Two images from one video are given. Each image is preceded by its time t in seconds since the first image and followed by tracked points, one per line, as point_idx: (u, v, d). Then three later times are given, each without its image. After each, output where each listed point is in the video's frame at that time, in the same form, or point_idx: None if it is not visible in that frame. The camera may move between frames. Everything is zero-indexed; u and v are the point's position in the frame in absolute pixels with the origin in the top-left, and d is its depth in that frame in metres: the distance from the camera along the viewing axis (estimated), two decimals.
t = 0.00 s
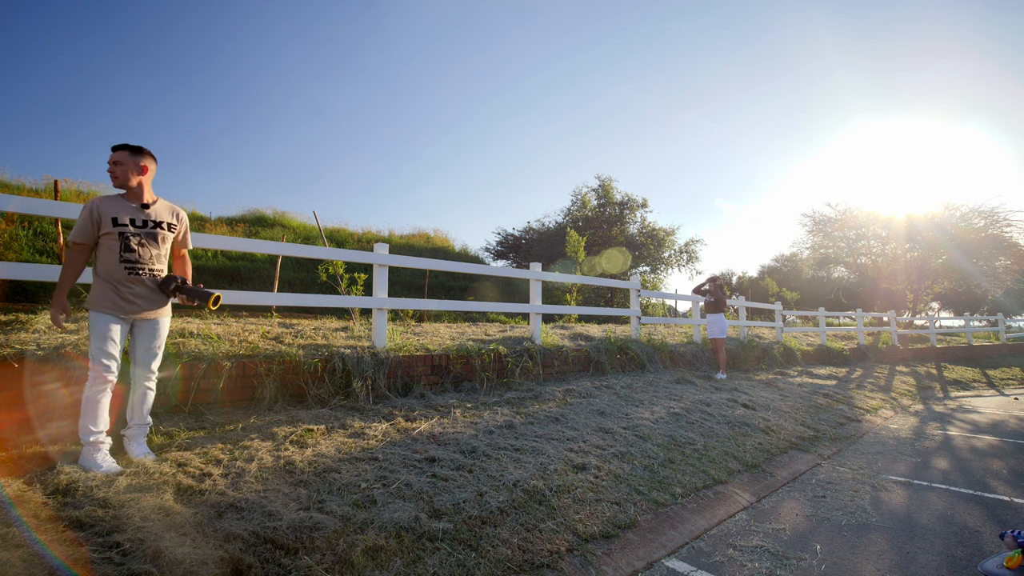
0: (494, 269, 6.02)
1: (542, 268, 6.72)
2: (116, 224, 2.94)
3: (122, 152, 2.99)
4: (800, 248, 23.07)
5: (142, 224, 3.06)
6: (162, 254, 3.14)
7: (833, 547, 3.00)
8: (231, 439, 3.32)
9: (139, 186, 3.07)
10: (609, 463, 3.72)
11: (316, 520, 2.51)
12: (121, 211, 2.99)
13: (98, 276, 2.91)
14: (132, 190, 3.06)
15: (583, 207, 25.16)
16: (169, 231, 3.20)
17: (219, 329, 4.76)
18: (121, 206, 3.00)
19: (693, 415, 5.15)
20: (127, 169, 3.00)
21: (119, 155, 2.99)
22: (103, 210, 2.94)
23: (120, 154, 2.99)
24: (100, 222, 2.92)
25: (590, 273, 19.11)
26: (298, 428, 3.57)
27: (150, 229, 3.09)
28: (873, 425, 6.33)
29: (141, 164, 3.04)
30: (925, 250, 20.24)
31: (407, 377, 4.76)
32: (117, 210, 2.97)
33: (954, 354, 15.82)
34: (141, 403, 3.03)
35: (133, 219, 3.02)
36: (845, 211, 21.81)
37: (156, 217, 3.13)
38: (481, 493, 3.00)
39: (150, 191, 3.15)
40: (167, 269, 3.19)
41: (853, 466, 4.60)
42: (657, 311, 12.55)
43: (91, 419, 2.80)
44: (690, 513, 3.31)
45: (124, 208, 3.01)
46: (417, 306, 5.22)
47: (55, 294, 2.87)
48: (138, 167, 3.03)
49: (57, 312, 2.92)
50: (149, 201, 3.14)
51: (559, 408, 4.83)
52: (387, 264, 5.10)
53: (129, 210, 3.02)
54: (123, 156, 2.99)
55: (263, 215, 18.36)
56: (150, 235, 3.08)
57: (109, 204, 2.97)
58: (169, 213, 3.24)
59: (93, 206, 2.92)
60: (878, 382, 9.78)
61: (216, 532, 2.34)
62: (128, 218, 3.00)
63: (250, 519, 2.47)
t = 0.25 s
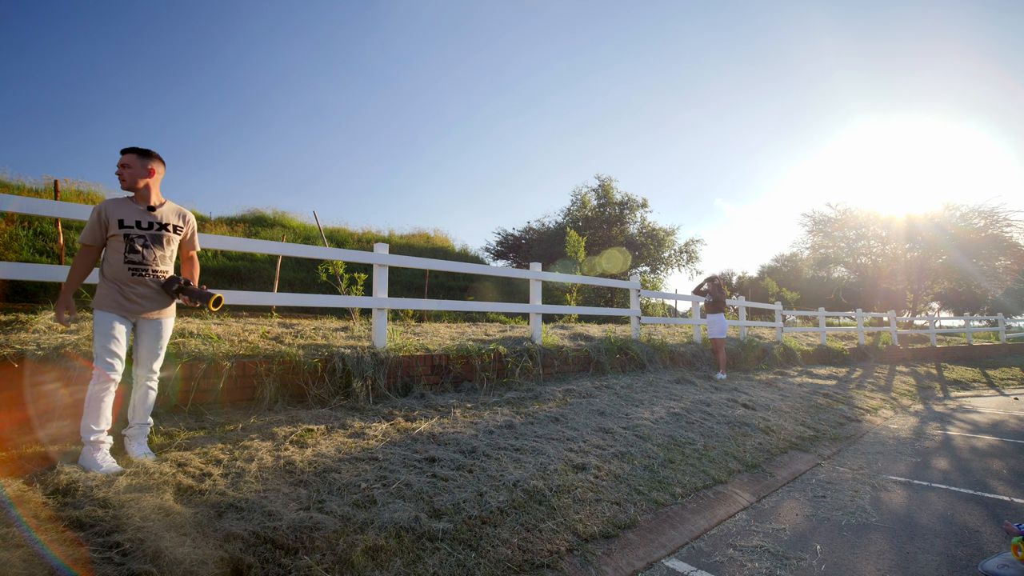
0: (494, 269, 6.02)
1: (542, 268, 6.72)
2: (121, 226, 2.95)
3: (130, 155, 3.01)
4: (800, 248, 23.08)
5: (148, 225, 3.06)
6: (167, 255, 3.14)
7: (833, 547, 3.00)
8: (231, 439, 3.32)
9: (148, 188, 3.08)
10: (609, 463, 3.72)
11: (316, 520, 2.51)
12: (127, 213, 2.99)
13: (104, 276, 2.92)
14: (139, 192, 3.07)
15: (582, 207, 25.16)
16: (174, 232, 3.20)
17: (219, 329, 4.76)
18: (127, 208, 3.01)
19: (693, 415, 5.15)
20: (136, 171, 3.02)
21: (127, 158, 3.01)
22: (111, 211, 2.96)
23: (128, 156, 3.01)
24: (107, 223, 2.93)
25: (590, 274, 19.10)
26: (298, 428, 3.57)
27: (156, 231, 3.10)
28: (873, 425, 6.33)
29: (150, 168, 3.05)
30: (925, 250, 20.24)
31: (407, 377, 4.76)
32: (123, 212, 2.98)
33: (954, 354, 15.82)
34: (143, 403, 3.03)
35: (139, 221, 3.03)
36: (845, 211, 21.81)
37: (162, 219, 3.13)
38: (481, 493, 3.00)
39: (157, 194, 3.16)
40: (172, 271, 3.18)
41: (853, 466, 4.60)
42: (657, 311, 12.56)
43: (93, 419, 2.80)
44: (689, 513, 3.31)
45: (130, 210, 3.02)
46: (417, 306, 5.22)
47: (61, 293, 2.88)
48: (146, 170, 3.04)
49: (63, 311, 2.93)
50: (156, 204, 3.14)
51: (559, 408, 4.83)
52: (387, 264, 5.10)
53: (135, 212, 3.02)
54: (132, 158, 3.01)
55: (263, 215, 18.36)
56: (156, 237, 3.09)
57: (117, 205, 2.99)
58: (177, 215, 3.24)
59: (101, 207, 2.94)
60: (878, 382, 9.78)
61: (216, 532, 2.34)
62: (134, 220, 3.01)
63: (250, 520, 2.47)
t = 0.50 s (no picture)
0: (494, 269, 6.02)
1: (542, 268, 6.72)
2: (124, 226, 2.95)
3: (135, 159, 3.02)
4: (800, 248, 23.08)
5: (150, 226, 3.07)
6: (169, 256, 3.14)
7: (833, 547, 3.00)
8: (230, 439, 3.32)
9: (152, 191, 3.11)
10: (609, 463, 3.72)
11: (316, 520, 2.51)
12: (129, 214, 2.99)
13: (106, 276, 2.92)
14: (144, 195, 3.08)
15: (582, 207, 25.15)
16: (176, 234, 3.20)
17: (219, 329, 4.76)
18: (130, 209, 3.00)
19: (693, 415, 5.15)
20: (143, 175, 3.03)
21: (132, 162, 3.01)
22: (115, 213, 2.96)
23: (135, 161, 3.02)
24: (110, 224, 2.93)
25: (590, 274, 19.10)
26: (298, 428, 3.57)
27: (158, 232, 3.10)
28: (873, 425, 6.33)
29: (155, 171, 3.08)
30: (925, 250, 20.24)
31: (407, 377, 4.76)
32: (126, 212, 2.98)
33: (954, 354, 15.82)
34: (143, 402, 3.03)
35: (142, 222, 3.03)
36: (845, 211, 21.81)
37: (164, 220, 3.14)
38: (481, 493, 3.00)
39: (161, 196, 3.18)
40: (173, 272, 3.18)
41: (853, 466, 4.60)
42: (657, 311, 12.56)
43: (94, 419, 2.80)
44: (689, 513, 3.31)
45: (133, 211, 3.02)
46: (417, 306, 5.22)
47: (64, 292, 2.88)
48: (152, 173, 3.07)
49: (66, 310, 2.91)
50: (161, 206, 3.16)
51: (559, 408, 4.83)
52: (387, 264, 5.10)
53: (138, 213, 3.02)
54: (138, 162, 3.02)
55: (263, 215, 18.36)
56: (158, 238, 3.09)
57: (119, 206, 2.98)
58: (179, 217, 3.25)
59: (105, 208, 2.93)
60: (878, 382, 9.78)
61: (216, 532, 2.34)
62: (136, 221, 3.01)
63: (250, 520, 2.47)
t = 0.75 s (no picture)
0: (494, 269, 6.02)
1: (542, 268, 6.72)
2: (125, 226, 2.95)
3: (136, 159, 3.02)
4: (800, 248, 23.08)
5: (151, 227, 3.07)
6: (169, 256, 3.14)
7: (833, 547, 3.00)
8: (230, 439, 3.32)
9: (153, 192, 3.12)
10: (609, 463, 3.72)
11: (316, 520, 2.51)
12: (130, 214, 2.99)
13: (106, 276, 2.92)
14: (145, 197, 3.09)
15: (582, 206, 25.15)
16: (176, 235, 3.21)
17: (219, 329, 4.76)
18: (130, 210, 3.00)
19: (693, 415, 5.15)
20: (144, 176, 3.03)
21: (133, 162, 3.01)
22: (116, 213, 2.95)
23: (136, 162, 3.01)
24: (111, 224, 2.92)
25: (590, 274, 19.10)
26: (298, 428, 3.57)
27: (159, 233, 3.10)
28: (873, 425, 6.33)
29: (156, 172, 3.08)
30: (925, 250, 20.23)
31: (407, 377, 4.76)
32: (127, 213, 2.98)
33: (954, 354, 15.82)
34: (144, 402, 3.03)
35: (142, 222, 3.03)
36: (845, 211, 21.81)
37: (164, 221, 3.15)
38: (481, 493, 3.00)
39: (161, 197, 3.18)
40: (173, 273, 3.19)
41: (853, 466, 4.60)
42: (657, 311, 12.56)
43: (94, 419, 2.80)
44: (689, 513, 3.31)
45: (133, 211, 3.02)
46: (417, 306, 5.22)
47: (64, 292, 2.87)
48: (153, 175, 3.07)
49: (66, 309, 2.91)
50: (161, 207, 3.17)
51: (559, 408, 4.83)
52: (387, 264, 5.10)
53: (138, 213, 3.03)
54: (139, 162, 3.02)
55: (263, 215, 18.36)
56: (159, 238, 3.09)
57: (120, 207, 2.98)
58: (179, 218, 3.25)
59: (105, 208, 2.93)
60: (878, 382, 9.78)
61: (216, 532, 2.34)
62: (137, 221, 3.01)
63: (250, 520, 2.47)
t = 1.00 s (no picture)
0: (494, 269, 6.02)
1: (542, 268, 6.72)
2: (123, 226, 2.95)
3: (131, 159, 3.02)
4: (800, 248, 23.08)
5: (149, 227, 3.08)
6: (167, 256, 3.15)
7: (833, 547, 3.00)
8: (230, 439, 3.32)
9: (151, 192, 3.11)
10: (609, 463, 3.72)
11: (316, 520, 2.51)
12: (128, 213, 3.00)
13: (104, 275, 2.92)
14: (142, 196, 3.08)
15: (582, 206, 25.16)
16: (175, 235, 3.22)
17: (219, 329, 4.76)
18: (127, 210, 3.00)
19: (693, 415, 5.15)
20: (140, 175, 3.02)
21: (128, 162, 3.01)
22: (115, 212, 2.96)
23: (132, 161, 3.01)
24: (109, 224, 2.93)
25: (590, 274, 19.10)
26: (298, 428, 3.57)
27: (157, 233, 3.11)
28: (873, 425, 6.33)
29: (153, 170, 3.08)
30: (925, 250, 20.24)
31: (407, 377, 4.76)
32: (125, 212, 2.99)
33: (953, 354, 15.83)
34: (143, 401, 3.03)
35: (141, 222, 3.04)
36: (845, 211, 21.81)
37: (163, 221, 3.15)
38: (481, 493, 3.00)
39: (159, 197, 3.18)
40: (171, 273, 3.19)
41: (853, 466, 4.60)
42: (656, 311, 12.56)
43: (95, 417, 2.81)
44: (689, 513, 3.31)
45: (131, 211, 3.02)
46: (417, 306, 5.22)
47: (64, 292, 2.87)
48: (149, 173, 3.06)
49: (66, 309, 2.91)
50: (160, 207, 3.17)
51: (559, 408, 4.83)
52: (387, 264, 5.10)
53: (137, 213, 3.03)
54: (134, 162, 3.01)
55: (263, 215, 18.36)
56: (157, 238, 3.10)
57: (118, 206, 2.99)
58: (178, 218, 3.26)
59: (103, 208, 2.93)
60: (878, 382, 9.78)
61: (216, 532, 2.34)
62: (135, 221, 3.01)
63: (250, 519, 2.47)
